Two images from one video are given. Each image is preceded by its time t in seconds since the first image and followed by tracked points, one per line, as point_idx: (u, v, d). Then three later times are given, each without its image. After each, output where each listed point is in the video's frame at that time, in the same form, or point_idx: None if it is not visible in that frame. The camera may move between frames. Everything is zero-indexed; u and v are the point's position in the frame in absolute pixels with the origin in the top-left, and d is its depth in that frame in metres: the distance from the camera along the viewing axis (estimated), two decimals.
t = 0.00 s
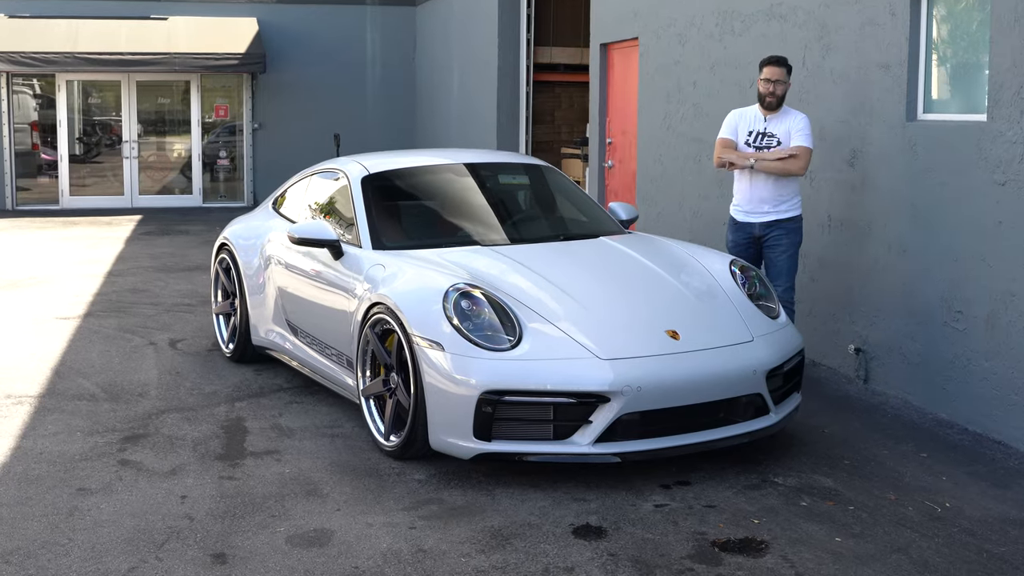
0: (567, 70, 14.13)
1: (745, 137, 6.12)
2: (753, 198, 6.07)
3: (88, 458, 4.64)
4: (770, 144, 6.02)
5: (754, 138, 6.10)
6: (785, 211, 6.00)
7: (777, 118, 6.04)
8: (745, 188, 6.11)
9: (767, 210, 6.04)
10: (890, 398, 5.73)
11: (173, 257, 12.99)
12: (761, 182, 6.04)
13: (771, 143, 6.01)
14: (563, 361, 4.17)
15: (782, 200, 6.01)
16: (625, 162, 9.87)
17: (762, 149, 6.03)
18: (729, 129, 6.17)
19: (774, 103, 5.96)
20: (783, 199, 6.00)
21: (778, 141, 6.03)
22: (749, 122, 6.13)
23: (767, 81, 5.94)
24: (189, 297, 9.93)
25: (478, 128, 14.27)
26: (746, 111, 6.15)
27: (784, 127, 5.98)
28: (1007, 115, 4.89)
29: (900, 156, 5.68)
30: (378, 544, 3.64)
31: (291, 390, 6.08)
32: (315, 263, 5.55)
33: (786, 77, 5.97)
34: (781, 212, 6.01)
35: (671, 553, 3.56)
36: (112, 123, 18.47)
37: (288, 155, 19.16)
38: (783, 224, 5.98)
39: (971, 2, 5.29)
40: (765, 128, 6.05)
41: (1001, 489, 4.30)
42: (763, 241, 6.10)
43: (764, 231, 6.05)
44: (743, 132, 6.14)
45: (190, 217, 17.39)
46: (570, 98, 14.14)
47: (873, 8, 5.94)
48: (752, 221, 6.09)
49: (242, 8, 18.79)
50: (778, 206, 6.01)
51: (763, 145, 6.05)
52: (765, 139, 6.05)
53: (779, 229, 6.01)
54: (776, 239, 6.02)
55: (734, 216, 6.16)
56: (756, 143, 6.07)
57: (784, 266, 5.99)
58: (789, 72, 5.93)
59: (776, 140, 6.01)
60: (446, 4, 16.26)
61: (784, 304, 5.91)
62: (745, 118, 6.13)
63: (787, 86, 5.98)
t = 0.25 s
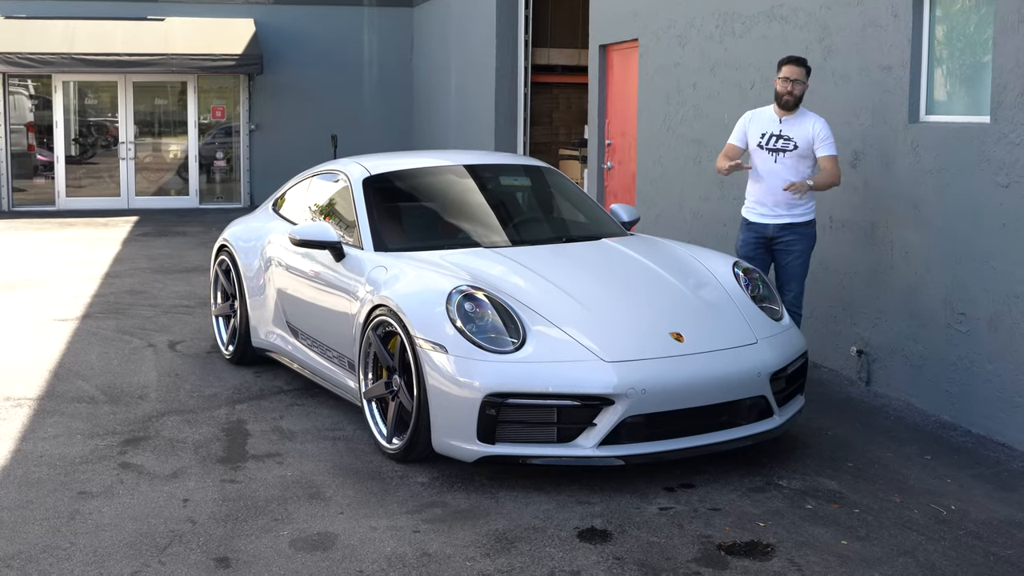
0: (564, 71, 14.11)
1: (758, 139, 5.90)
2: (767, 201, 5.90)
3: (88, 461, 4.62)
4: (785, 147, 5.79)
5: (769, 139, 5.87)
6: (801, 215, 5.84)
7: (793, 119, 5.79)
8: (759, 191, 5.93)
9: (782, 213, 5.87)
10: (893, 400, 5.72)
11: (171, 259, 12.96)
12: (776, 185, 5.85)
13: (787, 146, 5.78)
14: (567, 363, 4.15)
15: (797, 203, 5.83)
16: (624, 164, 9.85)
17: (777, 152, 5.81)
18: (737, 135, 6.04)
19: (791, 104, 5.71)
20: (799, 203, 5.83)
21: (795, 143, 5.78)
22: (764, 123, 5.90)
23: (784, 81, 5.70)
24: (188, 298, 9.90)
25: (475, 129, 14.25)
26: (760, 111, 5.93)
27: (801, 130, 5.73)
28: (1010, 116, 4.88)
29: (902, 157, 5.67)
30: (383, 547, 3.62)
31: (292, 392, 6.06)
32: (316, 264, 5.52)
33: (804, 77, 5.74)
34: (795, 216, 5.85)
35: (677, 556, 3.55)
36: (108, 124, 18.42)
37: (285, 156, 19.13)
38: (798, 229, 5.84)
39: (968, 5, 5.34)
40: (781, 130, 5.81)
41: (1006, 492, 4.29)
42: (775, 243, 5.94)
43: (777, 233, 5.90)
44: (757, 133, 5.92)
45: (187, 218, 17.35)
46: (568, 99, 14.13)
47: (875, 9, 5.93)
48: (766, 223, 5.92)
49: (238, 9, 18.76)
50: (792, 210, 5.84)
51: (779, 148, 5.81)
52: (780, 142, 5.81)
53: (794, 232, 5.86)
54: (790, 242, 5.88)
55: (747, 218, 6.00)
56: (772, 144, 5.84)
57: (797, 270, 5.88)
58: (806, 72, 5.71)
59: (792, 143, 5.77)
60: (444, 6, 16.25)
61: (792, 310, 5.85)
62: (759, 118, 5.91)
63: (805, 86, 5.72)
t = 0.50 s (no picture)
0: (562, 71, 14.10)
1: (767, 140, 5.81)
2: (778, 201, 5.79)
3: (88, 463, 4.60)
4: (797, 147, 5.70)
5: (779, 140, 5.77)
6: (814, 215, 5.76)
7: (804, 119, 5.70)
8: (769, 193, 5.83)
9: (795, 214, 5.77)
10: (894, 401, 5.71)
11: (167, 260, 12.92)
12: (788, 186, 5.76)
13: (800, 146, 5.68)
14: (569, 364, 4.13)
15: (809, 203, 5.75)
16: (623, 164, 9.84)
17: (790, 152, 5.71)
18: (743, 138, 5.96)
19: (801, 103, 5.62)
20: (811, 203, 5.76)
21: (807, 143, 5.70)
22: (773, 123, 5.79)
23: (795, 80, 5.61)
24: (185, 299, 9.87)
25: (472, 129, 14.23)
26: (767, 111, 5.83)
27: (814, 129, 5.65)
28: (1012, 116, 4.87)
29: (903, 157, 5.66)
30: (385, 549, 3.61)
31: (291, 393, 6.03)
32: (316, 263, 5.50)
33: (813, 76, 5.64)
34: (808, 216, 5.76)
35: (681, 558, 3.54)
36: (103, 124, 18.35)
37: (282, 157, 19.10)
38: (814, 231, 5.76)
39: (964, 5, 5.37)
40: (792, 130, 5.71)
41: (1009, 492, 4.28)
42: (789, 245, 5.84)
43: (793, 234, 5.79)
44: (765, 133, 5.82)
45: (184, 219, 17.31)
46: (565, 99, 14.11)
47: (876, 9, 5.92)
48: (780, 225, 5.80)
49: (234, 9, 18.72)
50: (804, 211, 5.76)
51: (791, 148, 5.72)
52: (792, 142, 5.72)
53: (808, 234, 5.77)
54: (806, 245, 5.79)
55: (758, 220, 5.87)
56: (783, 145, 5.74)
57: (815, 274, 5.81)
58: (815, 70, 5.61)
59: (804, 143, 5.68)
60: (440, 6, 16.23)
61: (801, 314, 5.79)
62: (767, 119, 5.81)
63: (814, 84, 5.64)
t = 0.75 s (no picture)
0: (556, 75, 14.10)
1: (775, 147, 5.60)
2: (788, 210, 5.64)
3: (86, 468, 4.59)
4: (806, 155, 5.57)
5: (786, 147, 5.60)
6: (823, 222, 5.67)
7: (808, 126, 5.60)
8: (779, 202, 5.66)
9: (804, 222, 5.65)
10: (892, 404, 5.72)
11: (163, 264, 12.88)
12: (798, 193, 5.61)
13: (809, 154, 5.57)
14: (569, 368, 4.13)
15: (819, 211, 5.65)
16: (619, 167, 9.83)
17: (798, 160, 5.58)
18: (748, 144, 5.64)
19: (804, 109, 5.50)
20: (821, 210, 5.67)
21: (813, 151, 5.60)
22: (778, 130, 5.60)
23: (797, 86, 5.47)
24: (180, 304, 9.84)
25: (467, 133, 14.22)
26: (770, 118, 5.63)
27: (820, 137, 5.57)
28: (1010, 119, 4.89)
29: (901, 160, 5.67)
30: (386, 554, 3.60)
31: (289, 397, 6.02)
32: (313, 267, 5.49)
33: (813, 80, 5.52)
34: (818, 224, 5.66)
35: (682, 562, 3.53)
36: (97, 128, 18.28)
37: (276, 161, 19.08)
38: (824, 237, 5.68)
39: (960, 8, 5.40)
40: (799, 138, 5.57)
41: (1009, 495, 4.29)
42: (799, 252, 5.71)
43: (806, 242, 5.66)
44: (771, 141, 5.61)
45: (178, 223, 17.26)
46: (560, 103, 14.12)
47: (873, 12, 5.93)
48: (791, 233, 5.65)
49: (228, 13, 18.70)
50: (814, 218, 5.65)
51: (799, 156, 5.58)
52: (800, 150, 5.58)
53: (818, 241, 5.68)
54: (815, 252, 5.70)
55: (767, 229, 5.68)
56: (791, 153, 5.58)
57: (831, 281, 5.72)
58: (816, 75, 5.49)
59: (812, 151, 5.58)
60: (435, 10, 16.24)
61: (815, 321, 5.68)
62: (772, 126, 5.61)
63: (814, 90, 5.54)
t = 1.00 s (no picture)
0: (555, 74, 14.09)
1: (794, 147, 5.39)
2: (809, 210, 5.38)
3: (88, 468, 4.59)
4: (824, 152, 5.41)
5: (804, 147, 5.40)
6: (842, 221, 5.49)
7: (820, 123, 5.45)
8: (799, 203, 5.38)
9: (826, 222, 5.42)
10: (894, 403, 5.72)
11: (162, 264, 12.88)
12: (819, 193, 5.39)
13: (827, 151, 5.41)
14: (572, 367, 4.12)
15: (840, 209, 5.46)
16: (618, 166, 9.82)
17: (818, 158, 5.39)
18: (768, 147, 5.36)
19: (814, 103, 5.34)
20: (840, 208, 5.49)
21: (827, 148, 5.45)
22: (793, 130, 5.40)
23: (806, 82, 5.31)
24: (180, 304, 9.83)
25: (466, 132, 14.20)
26: (783, 118, 5.42)
27: (832, 132, 5.43)
28: (1013, 118, 4.89)
29: (903, 159, 5.67)
30: (390, 553, 3.61)
31: (290, 397, 6.01)
32: (314, 266, 5.48)
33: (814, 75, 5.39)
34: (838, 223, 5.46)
35: (687, 561, 3.53)
36: (94, 129, 18.26)
37: (275, 161, 19.07)
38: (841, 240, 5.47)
39: (958, 8, 5.40)
40: (815, 136, 5.41)
41: (1012, 494, 4.29)
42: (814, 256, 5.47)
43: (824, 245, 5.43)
44: (791, 141, 5.39)
45: (177, 223, 17.26)
46: (559, 102, 14.11)
47: (875, 11, 5.93)
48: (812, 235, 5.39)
49: (227, 13, 18.68)
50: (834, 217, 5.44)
51: (817, 154, 5.41)
52: (817, 148, 5.41)
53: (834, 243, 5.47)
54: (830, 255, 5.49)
55: (787, 233, 5.40)
56: (810, 152, 5.39)
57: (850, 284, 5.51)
58: (820, 69, 5.36)
59: (829, 147, 5.42)
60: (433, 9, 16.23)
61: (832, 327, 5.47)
62: (788, 126, 5.40)
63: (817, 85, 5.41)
